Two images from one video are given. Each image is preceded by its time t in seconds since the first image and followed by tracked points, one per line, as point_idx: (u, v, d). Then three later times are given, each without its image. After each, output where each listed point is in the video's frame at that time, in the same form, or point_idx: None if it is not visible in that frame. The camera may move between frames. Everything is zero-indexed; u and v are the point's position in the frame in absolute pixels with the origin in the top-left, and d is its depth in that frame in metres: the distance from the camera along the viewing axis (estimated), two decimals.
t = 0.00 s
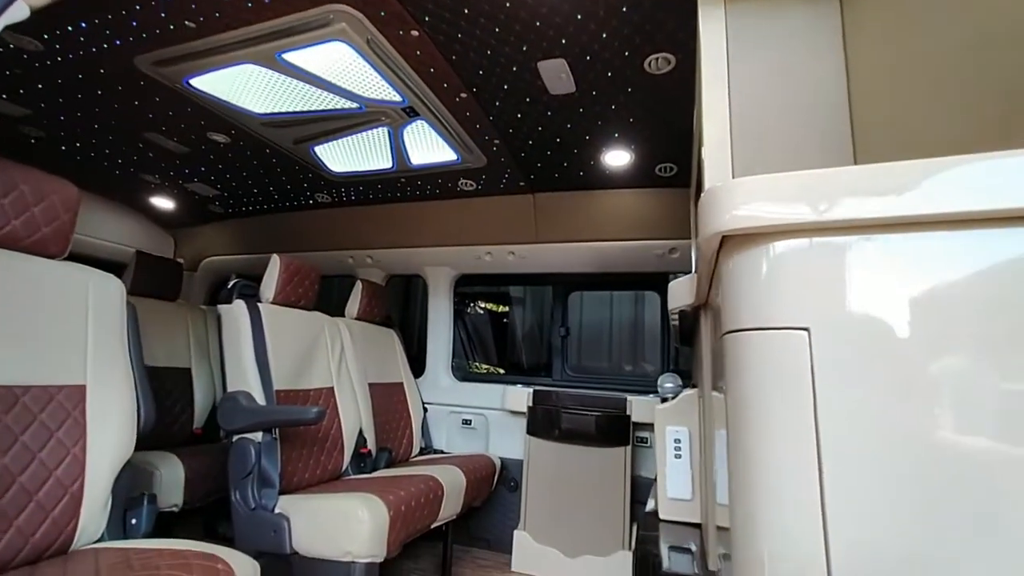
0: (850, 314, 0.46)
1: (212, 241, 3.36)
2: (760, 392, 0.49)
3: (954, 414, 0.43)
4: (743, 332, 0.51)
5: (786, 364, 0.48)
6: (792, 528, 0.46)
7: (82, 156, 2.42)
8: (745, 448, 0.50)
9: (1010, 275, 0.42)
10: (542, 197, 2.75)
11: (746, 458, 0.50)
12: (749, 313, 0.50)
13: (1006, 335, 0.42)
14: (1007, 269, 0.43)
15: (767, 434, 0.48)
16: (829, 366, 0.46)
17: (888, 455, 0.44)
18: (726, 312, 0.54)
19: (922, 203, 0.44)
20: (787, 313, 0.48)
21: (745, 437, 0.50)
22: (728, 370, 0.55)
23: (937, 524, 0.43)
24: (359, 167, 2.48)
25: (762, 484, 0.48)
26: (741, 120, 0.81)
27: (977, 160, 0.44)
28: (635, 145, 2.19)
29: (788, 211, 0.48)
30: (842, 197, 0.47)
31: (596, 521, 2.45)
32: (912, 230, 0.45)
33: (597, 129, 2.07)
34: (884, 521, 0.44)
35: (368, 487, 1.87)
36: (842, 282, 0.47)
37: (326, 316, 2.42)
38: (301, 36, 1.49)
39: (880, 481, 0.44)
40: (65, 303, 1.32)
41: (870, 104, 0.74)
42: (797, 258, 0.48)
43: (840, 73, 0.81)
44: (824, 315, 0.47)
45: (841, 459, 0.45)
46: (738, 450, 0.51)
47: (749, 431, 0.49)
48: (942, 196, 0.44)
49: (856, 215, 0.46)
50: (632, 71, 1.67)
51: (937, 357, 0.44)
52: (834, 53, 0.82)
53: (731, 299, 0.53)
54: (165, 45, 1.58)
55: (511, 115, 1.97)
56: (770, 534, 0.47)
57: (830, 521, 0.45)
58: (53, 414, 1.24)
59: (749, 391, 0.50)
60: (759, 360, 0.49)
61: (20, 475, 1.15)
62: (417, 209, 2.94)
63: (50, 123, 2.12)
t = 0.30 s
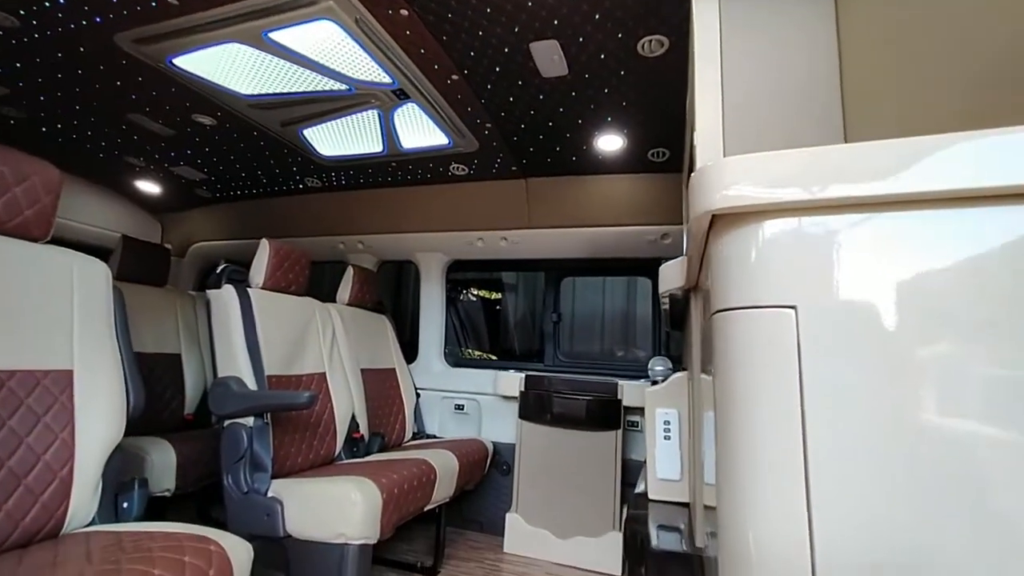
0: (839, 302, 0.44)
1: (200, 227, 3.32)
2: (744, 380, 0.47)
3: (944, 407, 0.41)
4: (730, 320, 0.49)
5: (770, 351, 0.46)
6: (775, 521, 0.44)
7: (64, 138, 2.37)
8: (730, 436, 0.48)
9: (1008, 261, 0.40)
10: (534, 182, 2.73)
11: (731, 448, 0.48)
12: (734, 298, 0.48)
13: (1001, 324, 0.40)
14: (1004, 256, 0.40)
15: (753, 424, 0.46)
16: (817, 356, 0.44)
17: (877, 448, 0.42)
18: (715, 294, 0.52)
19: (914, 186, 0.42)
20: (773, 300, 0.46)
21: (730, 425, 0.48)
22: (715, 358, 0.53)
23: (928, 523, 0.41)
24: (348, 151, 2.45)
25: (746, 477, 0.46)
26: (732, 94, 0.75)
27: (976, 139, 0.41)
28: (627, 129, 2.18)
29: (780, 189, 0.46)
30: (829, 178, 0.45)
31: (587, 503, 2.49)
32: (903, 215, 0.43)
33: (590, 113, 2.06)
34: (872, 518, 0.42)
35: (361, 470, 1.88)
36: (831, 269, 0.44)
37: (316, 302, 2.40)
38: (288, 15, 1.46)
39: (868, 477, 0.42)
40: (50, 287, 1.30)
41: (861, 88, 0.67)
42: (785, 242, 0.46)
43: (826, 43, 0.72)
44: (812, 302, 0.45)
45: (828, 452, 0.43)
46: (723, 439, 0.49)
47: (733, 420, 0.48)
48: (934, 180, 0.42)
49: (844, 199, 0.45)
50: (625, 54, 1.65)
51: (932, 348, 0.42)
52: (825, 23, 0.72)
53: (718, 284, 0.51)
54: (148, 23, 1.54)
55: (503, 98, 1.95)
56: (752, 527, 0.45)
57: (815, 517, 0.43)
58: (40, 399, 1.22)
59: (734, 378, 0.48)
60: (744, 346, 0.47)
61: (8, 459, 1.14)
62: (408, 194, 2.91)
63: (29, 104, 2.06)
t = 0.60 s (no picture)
0: (832, 278, 0.43)
1: (189, 204, 3.26)
2: (736, 355, 0.46)
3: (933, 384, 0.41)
4: (723, 296, 0.48)
5: (762, 326, 0.45)
6: (764, 498, 0.44)
7: (45, 111, 2.30)
8: (721, 412, 0.48)
9: (1003, 237, 0.40)
10: (528, 160, 2.70)
11: (722, 424, 0.47)
12: (728, 273, 0.47)
13: (994, 302, 0.40)
14: (1001, 232, 0.40)
15: (744, 401, 0.46)
16: (808, 330, 0.44)
17: (866, 426, 0.42)
18: (709, 267, 0.51)
19: (911, 159, 0.41)
20: (765, 276, 0.45)
21: (721, 401, 0.48)
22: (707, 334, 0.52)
23: (914, 501, 0.41)
24: (340, 126, 2.40)
25: (735, 453, 0.46)
26: (730, 65, 0.74)
27: (975, 109, 0.40)
28: (623, 106, 2.16)
29: (775, 158, 0.44)
30: (826, 151, 0.43)
31: (579, 478, 2.54)
32: (898, 189, 0.42)
33: (585, 89, 2.03)
34: (859, 495, 0.42)
35: (356, 446, 1.90)
36: (824, 244, 0.44)
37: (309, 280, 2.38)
38: None
39: (857, 455, 0.42)
40: (36, 262, 1.28)
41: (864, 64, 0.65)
42: (779, 216, 0.45)
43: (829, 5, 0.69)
44: (805, 278, 0.44)
45: (817, 429, 0.43)
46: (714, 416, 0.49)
47: (724, 396, 0.47)
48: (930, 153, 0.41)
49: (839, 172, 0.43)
50: (622, 27, 1.62)
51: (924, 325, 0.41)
52: None
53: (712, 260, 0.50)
54: None
55: (497, 73, 1.91)
56: (741, 503, 0.45)
57: (803, 494, 0.43)
58: (31, 374, 1.22)
59: (726, 354, 0.47)
60: (737, 322, 0.47)
61: None
62: (401, 172, 2.87)
63: (8, 75, 2.00)
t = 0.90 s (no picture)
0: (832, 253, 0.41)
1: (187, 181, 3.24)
2: (732, 331, 0.45)
3: (937, 360, 0.39)
4: (721, 270, 0.46)
5: (759, 302, 0.43)
6: (755, 477, 0.43)
7: (38, 85, 2.26)
8: (716, 389, 0.46)
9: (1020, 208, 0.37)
10: (528, 136, 2.66)
11: (717, 401, 0.46)
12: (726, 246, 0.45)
13: (1005, 276, 0.37)
14: (1018, 203, 0.37)
15: (739, 377, 0.44)
16: (807, 302, 0.42)
17: (865, 406, 0.40)
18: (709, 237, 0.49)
19: (919, 125, 0.39)
20: (762, 250, 0.43)
21: (716, 377, 0.46)
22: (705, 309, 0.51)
23: (912, 483, 0.39)
24: (337, 101, 2.36)
25: (728, 431, 0.45)
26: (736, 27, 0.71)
27: (992, 71, 0.38)
28: (625, 80, 2.12)
29: (779, 120, 0.42)
30: (829, 117, 0.41)
31: (578, 454, 2.58)
32: (906, 158, 0.40)
33: (586, 63, 1.99)
34: (855, 477, 0.40)
35: (358, 421, 1.92)
36: (826, 216, 0.41)
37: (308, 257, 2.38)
38: None
39: (853, 435, 0.40)
40: (33, 236, 1.27)
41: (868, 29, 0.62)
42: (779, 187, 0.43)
43: None
44: (804, 252, 0.42)
45: (814, 408, 0.41)
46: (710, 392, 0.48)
47: (720, 372, 0.46)
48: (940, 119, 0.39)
49: (842, 141, 0.41)
50: None
51: (930, 302, 0.39)
52: None
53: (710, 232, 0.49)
54: None
55: (497, 45, 1.87)
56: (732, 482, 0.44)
57: (796, 475, 0.42)
58: (33, 347, 1.22)
59: (722, 330, 0.46)
60: (733, 296, 0.45)
61: (4, 406, 1.14)
62: (400, 148, 2.83)
63: None
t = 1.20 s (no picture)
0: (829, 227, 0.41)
1: (182, 160, 3.20)
2: (728, 303, 0.45)
3: (932, 334, 0.39)
4: (716, 242, 0.46)
5: (756, 275, 0.43)
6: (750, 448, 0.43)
7: (27, 60, 2.22)
8: (713, 362, 0.46)
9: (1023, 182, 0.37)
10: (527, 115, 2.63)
11: (712, 372, 0.46)
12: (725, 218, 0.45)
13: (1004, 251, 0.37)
14: (1019, 176, 0.37)
15: (733, 349, 0.44)
16: (803, 275, 0.42)
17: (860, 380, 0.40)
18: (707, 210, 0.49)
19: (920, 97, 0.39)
20: (759, 223, 0.43)
21: (712, 350, 0.46)
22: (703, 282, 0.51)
23: (907, 461, 0.39)
24: (333, 78, 2.32)
25: (723, 403, 0.45)
26: None
27: (1001, 39, 0.37)
28: (626, 57, 2.08)
29: (781, 89, 0.42)
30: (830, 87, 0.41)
31: (575, 433, 2.61)
32: (907, 131, 0.40)
33: (587, 39, 1.95)
34: (847, 449, 0.40)
35: (357, 400, 1.94)
36: (824, 190, 0.41)
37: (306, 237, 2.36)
38: None
39: (847, 408, 0.40)
40: (26, 212, 1.26)
41: None
42: (778, 160, 0.42)
43: None
44: (802, 225, 0.42)
45: (808, 381, 0.41)
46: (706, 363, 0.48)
47: (717, 344, 0.46)
48: (944, 90, 0.38)
49: (842, 113, 0.41)
50: None
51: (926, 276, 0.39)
52: None
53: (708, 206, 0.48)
54: None
55: (495, 19, 1.83)
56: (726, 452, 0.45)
57: (789, 446, 0.42)
58: (31, 323, 1.22)
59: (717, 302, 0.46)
60: (729, 268, 0.45)
61: (3, 381, 1.15)
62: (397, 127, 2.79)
63: None
